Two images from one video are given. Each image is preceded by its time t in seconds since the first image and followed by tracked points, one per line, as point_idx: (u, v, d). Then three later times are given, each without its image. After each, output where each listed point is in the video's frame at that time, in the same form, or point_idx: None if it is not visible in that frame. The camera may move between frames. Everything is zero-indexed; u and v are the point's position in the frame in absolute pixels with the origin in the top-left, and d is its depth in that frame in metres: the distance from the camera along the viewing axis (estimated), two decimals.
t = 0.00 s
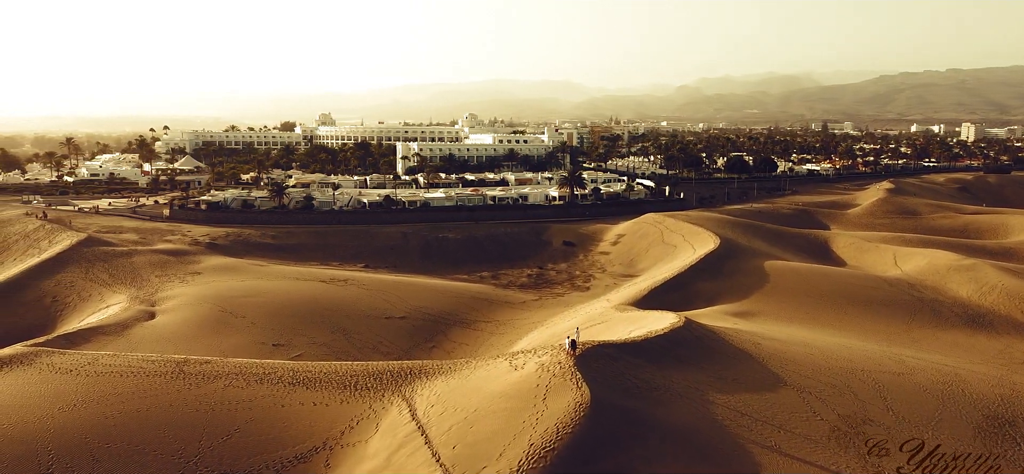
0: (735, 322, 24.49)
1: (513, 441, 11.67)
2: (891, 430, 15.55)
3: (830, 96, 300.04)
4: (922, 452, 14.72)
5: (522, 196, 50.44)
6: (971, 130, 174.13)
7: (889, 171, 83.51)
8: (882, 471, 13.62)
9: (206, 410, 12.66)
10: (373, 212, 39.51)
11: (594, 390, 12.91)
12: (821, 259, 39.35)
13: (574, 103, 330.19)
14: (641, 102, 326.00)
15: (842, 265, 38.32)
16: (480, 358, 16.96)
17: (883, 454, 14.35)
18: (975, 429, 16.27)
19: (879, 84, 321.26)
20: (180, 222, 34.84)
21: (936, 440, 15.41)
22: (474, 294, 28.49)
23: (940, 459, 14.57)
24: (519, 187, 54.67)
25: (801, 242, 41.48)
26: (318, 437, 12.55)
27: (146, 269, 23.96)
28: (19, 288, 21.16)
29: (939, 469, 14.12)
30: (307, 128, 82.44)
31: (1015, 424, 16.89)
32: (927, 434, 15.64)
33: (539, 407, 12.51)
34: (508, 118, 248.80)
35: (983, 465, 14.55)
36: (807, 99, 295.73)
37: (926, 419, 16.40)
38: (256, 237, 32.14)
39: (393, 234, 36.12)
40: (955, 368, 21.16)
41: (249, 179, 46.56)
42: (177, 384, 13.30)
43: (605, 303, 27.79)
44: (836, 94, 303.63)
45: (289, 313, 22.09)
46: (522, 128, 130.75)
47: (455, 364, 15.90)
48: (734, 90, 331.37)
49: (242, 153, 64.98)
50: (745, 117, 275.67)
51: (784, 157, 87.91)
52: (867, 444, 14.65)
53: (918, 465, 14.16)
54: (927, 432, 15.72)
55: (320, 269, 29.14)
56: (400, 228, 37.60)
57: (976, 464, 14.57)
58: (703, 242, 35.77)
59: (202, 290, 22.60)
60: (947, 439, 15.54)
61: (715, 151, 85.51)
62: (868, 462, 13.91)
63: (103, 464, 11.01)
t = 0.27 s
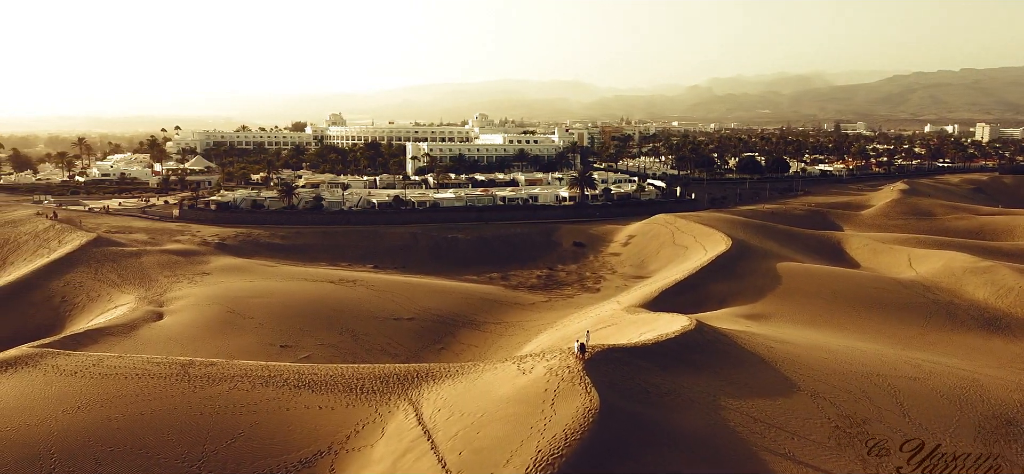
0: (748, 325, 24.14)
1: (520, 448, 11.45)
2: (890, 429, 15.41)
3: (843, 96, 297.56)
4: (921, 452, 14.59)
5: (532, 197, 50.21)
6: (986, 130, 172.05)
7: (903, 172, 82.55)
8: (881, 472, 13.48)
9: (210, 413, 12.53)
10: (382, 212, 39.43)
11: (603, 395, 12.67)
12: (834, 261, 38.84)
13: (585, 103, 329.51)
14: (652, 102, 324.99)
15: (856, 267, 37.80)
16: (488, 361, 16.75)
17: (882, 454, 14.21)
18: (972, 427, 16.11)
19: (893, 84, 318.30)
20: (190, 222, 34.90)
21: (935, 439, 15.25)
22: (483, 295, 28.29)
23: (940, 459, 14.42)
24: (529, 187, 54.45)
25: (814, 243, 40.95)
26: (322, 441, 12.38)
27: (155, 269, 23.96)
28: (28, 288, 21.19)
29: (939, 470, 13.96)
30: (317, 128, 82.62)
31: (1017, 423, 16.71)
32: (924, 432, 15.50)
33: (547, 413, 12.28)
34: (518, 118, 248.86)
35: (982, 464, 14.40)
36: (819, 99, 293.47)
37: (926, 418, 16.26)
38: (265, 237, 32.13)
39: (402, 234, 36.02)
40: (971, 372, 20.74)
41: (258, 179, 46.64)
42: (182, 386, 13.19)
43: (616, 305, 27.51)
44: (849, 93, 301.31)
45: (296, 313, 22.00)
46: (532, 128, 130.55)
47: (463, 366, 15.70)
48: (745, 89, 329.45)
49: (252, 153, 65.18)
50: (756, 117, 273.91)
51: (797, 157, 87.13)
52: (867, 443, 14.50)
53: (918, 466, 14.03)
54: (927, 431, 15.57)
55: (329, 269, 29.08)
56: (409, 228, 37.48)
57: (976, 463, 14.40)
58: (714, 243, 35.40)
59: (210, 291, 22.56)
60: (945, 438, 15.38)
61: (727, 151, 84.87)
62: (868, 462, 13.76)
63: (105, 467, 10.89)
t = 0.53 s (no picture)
0: (761, 328, 23.78)
1: (527, 454, 11.24)
2: (891, 428, 15.25)
3: (857, 96, 294.96)
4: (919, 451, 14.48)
5: (542, 197, 49.94)
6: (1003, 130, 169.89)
7: (918, 172, 81.53)
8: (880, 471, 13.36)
9: (214, 416, 12.41)
10: (390, 213, 39.34)
11: (612, 400, 12.43)
12: (848, 262, 38.32)
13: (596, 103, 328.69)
14: (663, 103, 323.64)
15: (871, 268, 37.26)
16: (497, 365, 16.54)
17: (882, 453, 14.07)
18: (971, 427, 15.97)
19: (907, 83, 315.13)
20: (199, 222, 34.95)
21: (933, 438, 15.13)
22: (492, 296, 28.09)
23: (938, 458, 14.31)
24: (539, 187, 54.20)
25: (828, 244, 40.42)
26: (327, 446, 12.22)
27: (164, 270, 23.95)
28: (37, 288, 21.23)
29: (939, 470, 13.86)
30: (328, 128, 82.77)
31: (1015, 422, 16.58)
32: (922, 431, 15.36)
33: (555, 418, 12.05)
34: (528, 118, 248.58)
35: (980, 464, 14.31)
36: (832, 99, 291.10)
37: (924, 417, 16.13)
38: (274, 237, 32.10)
39: (411, 235, 35.90)
40: (989, 376, 20.31)
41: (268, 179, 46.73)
42: (187, 389, 13.10)
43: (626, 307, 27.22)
44: (862, 93, 298.71)
45: (304, 313, 21.92)
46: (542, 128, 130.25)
47: (471, 370, 15.51)
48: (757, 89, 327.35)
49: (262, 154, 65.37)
50: (768, 117, 272.03)
51: (810, 158, 86.29)
52: (866, 443, 14.36)
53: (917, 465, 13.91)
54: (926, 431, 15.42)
55: (337, 270, 28.97)
56: (419, 229, 37.35)
57: (975, 463, 14.33)
58: (726, 244, 35.01)
59: (219, 291, 22.53)
60: (942, 437, 15.24)
61: (739, 151, 84.19)
62: (868, 462, 13.61)
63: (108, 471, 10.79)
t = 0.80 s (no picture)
0: (775, 331, 23.42)
1: (534, 461, 11.02)
2: (891, 428, 15.07)
3: (871, 96, 292.26)
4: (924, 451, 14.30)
5: (553, 198, 49.65)
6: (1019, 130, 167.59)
7: (933, 173, 80.48)
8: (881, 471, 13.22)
9: (218, 420, 12.28)
10: (400, 213, 39.24)
11: (622, 406, 12.18)
12: (863, 265, 37.77)
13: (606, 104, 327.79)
14: (674, 103, 322.19)
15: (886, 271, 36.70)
16: (505, 369, 16.30)
17: (884, 454, 13.89)
18: (972, 428, 15.77)
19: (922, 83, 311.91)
20: (209, 222, 35.00)
21: (936, 440, 14.96)
22: (502, 298, 27.84)
23: (940, 459, 14.18)
24: (549, 188, 53.96)
25: (842, 246, 39.87)
26: (333, 450, 12.05)
27: (173, 270, 23.93)
28: (46, 288, 21.25)
29: (939, 470, 13.71)
30: (339, 128, 82.96)
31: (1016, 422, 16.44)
32: (924, 432, 15.19)
33: (562, 425, 11.83)
34: (539, 118, 248.22)
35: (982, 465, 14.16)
36: (846, 99, 288.65)
37: (923, 417, 16.01)
38: (283, 238, 32.07)
39: (420, 235, 35.76)
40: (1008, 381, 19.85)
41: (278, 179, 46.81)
42: (192, 392, 12.99)
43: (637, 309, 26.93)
44: (875, 93, 295.97)
45: (311, 314, 21.81)
46: (553, 129, 130.04)
47: (478, 374, 15.28)
48: (770, 89, 325.08)
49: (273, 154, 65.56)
50: (780, 117, 270.08)
51: (822, 159, 85.43)
52: (867, 443, 14.17)
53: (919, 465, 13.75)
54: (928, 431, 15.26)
55: (346, 271, 28.85)
56: (428, 229, 37.20)
57: (975, 464, 14.20)
58: (738, 245, 34.62)
59: (226, 292, 22.47)
60: (945, 439, 15.05)
61: (751, 152, 83.52)
62: (869, 463, 13.45)
63: None
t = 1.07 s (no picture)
0: (789, 334, 23.07)
1: (542, 468, 10.80)
2: (892, 429, 14.94)
3: (885, 96, 289.53)
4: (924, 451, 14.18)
5: (563, 198, 49.39)
6: None
7: (948, 174, 79.51)
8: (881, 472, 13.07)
9: (223, 423, 12.17)
10: (410, 214, 39.15)
11: (632, 412, 11.95)
12: (877, 266, 37.27)
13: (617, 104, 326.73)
14: (685, 103, 320.70)
15: (901, 272, 36.20)
16: (513, 372, 16.08)
17: (883, 454, 13.78)
18: (971, 427, 15.64)
19: (937, 83, 308.69)
20: (219, 222, 35.05)
21: (934, 439, 14.82)
22: (512, 299, 27.65)
23: (939, 459, 14.05)
24: (559, 188, 53.73)
25: (856, 247, 39.33)
26: (338, 454, 11.91)
27: (182, 271, 23.91)
28: (56, 288, 21.27)
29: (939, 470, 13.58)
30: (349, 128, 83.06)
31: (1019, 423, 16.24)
32: (925, 432, 15.03)
33: (570, 431, 11.60)
34: (548, 118, 248.15)
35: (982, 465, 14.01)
36: (859, 99, 286.11)
37: (924, 416, 15.88)
38: (293, 238, 32.04)
39: (429, 236, 35.64)
40: None
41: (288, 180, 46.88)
42: (197, 395, 12.89)
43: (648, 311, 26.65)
44: (889, 93, 293.20)
45: (319, 315, 21.73)
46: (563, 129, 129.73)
47: (487, 378, 15.07)
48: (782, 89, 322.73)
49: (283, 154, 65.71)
50: (793, 117, 268.10)
51: (836, 159, 84.63)
52: (867, 443, 14.06)
53: (920, 466, 13.61)
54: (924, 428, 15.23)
55: (355, 271, 28.73)
56: (438, 230, 37.08)
57: (975, 464, 14.05)
58: (751, 247, 34.21)
59: (234, 293, 22.42)
60: (945, 438, 14.91)
61: (763, 152, 82.84)
62: (868, 463, 13.33)
63: None
